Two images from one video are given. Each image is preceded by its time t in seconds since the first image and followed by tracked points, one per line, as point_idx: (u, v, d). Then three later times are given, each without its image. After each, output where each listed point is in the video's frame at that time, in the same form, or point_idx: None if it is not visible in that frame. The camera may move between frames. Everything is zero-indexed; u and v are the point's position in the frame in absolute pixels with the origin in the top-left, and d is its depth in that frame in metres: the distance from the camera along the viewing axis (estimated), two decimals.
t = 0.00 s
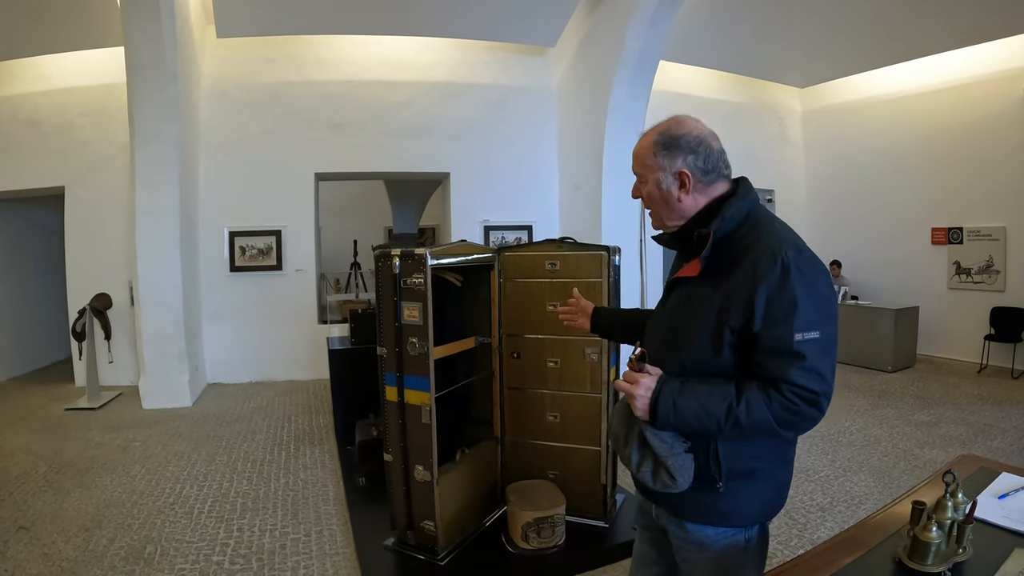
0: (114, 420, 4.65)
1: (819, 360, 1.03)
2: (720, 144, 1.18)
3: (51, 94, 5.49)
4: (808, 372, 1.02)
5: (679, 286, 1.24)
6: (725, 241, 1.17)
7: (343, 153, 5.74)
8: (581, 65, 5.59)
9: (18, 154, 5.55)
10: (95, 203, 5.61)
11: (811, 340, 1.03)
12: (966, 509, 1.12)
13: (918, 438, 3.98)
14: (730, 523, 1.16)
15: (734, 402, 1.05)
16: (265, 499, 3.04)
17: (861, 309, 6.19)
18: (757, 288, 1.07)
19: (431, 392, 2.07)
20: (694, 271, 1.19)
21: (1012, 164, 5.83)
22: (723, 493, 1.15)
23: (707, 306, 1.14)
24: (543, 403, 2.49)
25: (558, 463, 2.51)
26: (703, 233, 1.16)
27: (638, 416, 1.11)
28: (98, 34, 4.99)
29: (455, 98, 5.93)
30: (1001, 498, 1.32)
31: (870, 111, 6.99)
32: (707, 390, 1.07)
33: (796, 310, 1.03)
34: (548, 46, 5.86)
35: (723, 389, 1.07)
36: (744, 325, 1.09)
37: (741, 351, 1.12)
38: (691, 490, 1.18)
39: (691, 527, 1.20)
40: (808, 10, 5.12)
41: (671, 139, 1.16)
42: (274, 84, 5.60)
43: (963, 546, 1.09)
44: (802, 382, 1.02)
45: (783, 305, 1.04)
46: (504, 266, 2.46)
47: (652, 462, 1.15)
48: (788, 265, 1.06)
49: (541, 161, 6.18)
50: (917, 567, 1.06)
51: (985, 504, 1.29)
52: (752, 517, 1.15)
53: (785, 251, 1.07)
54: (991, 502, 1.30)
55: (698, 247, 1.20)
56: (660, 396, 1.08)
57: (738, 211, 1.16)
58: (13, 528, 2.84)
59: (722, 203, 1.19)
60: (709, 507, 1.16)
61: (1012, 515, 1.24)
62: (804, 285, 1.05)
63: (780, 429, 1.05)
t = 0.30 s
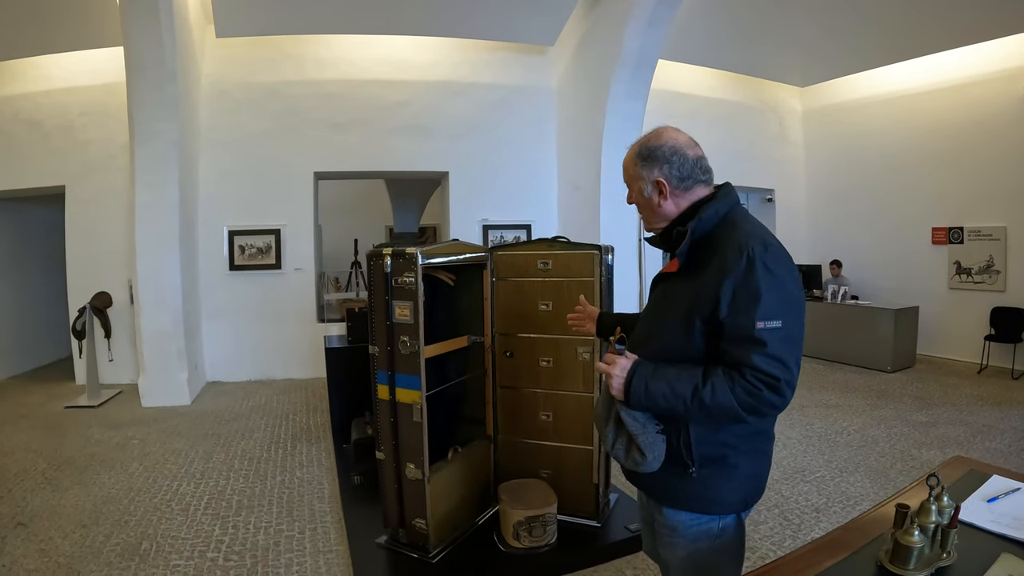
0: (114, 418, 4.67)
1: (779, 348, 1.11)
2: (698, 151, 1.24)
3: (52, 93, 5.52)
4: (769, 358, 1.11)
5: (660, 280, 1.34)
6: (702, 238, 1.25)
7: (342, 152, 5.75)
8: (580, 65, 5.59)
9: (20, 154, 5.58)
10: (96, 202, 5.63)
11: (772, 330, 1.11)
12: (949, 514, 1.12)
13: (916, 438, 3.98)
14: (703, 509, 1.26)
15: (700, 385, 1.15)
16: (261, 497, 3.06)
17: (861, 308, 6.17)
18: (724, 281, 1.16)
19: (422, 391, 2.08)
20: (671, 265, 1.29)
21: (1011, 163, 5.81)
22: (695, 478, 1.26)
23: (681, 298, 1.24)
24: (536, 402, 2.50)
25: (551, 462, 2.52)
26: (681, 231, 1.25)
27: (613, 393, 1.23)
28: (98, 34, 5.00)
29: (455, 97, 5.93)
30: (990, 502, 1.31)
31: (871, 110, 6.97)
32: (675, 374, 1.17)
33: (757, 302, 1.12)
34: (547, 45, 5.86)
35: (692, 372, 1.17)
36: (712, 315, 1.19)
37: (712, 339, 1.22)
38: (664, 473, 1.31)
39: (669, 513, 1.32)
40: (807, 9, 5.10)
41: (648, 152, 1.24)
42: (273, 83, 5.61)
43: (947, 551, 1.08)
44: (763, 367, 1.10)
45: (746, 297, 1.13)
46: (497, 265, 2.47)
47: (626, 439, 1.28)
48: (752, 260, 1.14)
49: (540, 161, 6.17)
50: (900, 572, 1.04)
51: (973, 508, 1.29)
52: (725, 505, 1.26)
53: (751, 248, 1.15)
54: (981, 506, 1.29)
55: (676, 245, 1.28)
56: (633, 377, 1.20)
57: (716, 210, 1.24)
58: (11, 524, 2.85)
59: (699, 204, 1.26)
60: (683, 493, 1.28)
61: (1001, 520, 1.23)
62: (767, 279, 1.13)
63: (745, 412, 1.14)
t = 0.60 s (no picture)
0: (114, 416, 4.69)
1: (749, 324, 1.26)
2: (668, 167, 1.46)
3: (53, 93, 5.54)
4: (740, 333, 1.26)
5: (644, 279, 1.52)
6: (675, 238, 1.44)
7: (341, 152, 5.76)
8: (580, 63, 5.58)
9: (21, 154, 5.61)
10: (97, 201, 5.66)
11: (741, 308, 1.27)
12: (936, 515, 1.12)
13: (914, 438, 3.97)
14: (696, 483, 1.39)
15: (683, 363, 1.29)
16: (258, 494, 3.07)
17: (860, 307, 6.15)
18: (696, 271, 1.32)
19: (414, 389, 2.08)
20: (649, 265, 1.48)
21: (1012, 162, 5.79)
22: (688, 455, 1.39)
23: (660, 291, 1.41)
24: (531, 401, 2.50)
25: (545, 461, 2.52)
26: (655, 233, 1.44)
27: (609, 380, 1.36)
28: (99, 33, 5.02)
29: (454, 96, 5.93)
30: (980, 504, 1.30)
31: (873, 108, 6.94)
32: (661, 357, 1.32)
33: (725, 285, 1.28)
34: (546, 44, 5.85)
35: (675, 354, 1.31)
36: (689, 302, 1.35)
37: (691, 325, 1.37)
38: (659, 452, 1.43)
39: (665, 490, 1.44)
40: (807, 8, 5.08)
41: (626, 169, 1.44)
42: (273, 82, 5.62)
43: (933, 553, 1.07)
44: (735, 341, 1.25)
45: (716, 281, 1.29)
46: (491, 263, 2.47)
47: (625, 421, 1.39)
48: (718, 250, 1.31)
49: (540, 160, 6.17)
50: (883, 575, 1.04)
51: (963, 510, 1.27)
52: (714, 480, 1.39)
53: (716, 240, 1.32)
54: (970, 508, 1.28)
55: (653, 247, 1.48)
56: (624, 364, 1.33)
57: (684, 214, 1.44)
58: (10, 521, 2.87)
59: (669, 210, 1.46)
60: (678, 470, 1.40)
61: (990, 522, 1.22)
62: (733, 264, 1.30)
63: (724, 385, 1.27)
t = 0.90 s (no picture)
0: (114, 414, 4.71)
1: (736, 305, 1.29)
2: (656, 164, 1.47)
3: (55, 93, 5.57)
4: (728, 313, 1.28)
5: (632, 271, 1.53)
6: (661, 228, 1.46)
7: (341, 151, 5.77)
8: (580, 62, 5.57)
9: (23, 153, 5.63)
10: (98, 200, 5.68)
11: (728, 291, 1.29)
12: (922, 516, 1.11)
13: (913, 438, 3.95)
14: (692, 465, 1.41)
15: (675, 346, 1.30)
16: (254, 491, 3.08)
17: (860, 306, 6.12)
18: (684, 258, 1.34)
19: (407, 386, 2.10)
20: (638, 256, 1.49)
21: (1011, 161, 5.78)
22: (684, 437, 1.40)
23: (650, 279, 1.43)
24: (525, 399, 2.50)
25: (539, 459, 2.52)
26: (643, 225, 1.46)
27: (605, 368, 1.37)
28: (100, 33, 5.04)
29: (454, 94, 5.94)
30: (971, 504, 1.26)
31: (875, 106, 6.91)
32: (654, 341, 1.32)
33: (713, 269, 1.30)
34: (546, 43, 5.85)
35: (668, 338, 1.32)
36: (678, 288, 1.37)
37: (681, 310, 1.39)
38: (655, 436, 1.44)
39: (661, 474, 1.45)
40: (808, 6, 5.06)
41: (617, 163, 1.45)
42: (273, 82, 5.63)
43: (919, 554, 1.07)
44: (724, 321, 1.27)
45: (704, 265, 1.31)
46: (486, 261, 2.47)
47: (620, 406, 1.41)
48: (705, 237, 1.34)
49: (539, 159, 6.18)
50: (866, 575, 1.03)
51: (952, 510, 1.24)
52: (709, 462, 1.41)
53: (702, 227, 1.35)
54: (960, 508, 1.25)
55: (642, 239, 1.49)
56: (619, 351, 1.34)
57: (670, 205, 1.45)
58: (9, 517, 2.89)
59: (656, 202, 1.48)
60: (673, 452, 1.41)
61: (980, 522, 1.19)
62: (719, 248, 1.32)
63: (716, 365, 1.29)
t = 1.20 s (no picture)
0: (114, 412, 4.73)
1: (736, 311, 1.28)
2: (660, 160, 1.47)
3: (57, 93, 5.59)
4: (727, 320, 1.27)
5: (632, 270, 1.53)
6: (662, 229, 1.46)
7: (341, 150, 5.77)
8: (580, 61, 5.57)
9: (24, 152, 5.65)
10: (99, 200, 5.70)
11: (728, 297, 1.29)
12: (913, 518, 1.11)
13: (913, 438, 3.94)
14: (686, 466, 1.41)
15: (673, 350, 1.29)
16: (253, 489, 3.08)
17: (861, 305, 6.11)
18: (684, 261, 1.34)
19: (403, 384, 2.10)
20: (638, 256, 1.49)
21: (1013, 160, 5.76)
22: (679, 440, 1.41)
23: (649, 281, 1.43)
24: (521, 398, 2.50)
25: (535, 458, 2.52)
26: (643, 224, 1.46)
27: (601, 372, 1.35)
28: (102, 33, 5.05)
29: (455, 93, 5.93)
30: (966, 506, 1.26)
31: (877, 105, 6.88)
32: (652, 344, 1.32)
33: (713, 274, 1.29)
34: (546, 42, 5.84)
35: (665, 342, 1.31)
36: (678, 291, 1.37)
37: (680, 314, 1.38)
38: (651, 438, 1.44)
39: (656, 474, 1.45)
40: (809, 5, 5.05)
41: (619, 156, 1.45)
42: (274, 81, 5.64)
43: (911, 556, 1.07)
44: (723, 328, 1.26)
45: (704, 270, 1.31)
46: (483, 259, 2.47)
47: (615, 410, 1.40)
48: (706, 241, 1.33)
49: (539, 158, 6.17)
50: None
51: (947, 512, 1.24)
52: (705, 462, 1.41)
53: (703, 230, 1.34)
54: (954, 511, 1.24)
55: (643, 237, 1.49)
56: (615, 353, 1.33)
57: (672, 206, 1.46)
58: (9, 514, 2.90)
59: (658, 201, 1.48)
60: (668, 454, 1.42)
61: (975, 525, 1.18)
62: (719, 253, 1.32)
63: (714, 371, 1.28)
